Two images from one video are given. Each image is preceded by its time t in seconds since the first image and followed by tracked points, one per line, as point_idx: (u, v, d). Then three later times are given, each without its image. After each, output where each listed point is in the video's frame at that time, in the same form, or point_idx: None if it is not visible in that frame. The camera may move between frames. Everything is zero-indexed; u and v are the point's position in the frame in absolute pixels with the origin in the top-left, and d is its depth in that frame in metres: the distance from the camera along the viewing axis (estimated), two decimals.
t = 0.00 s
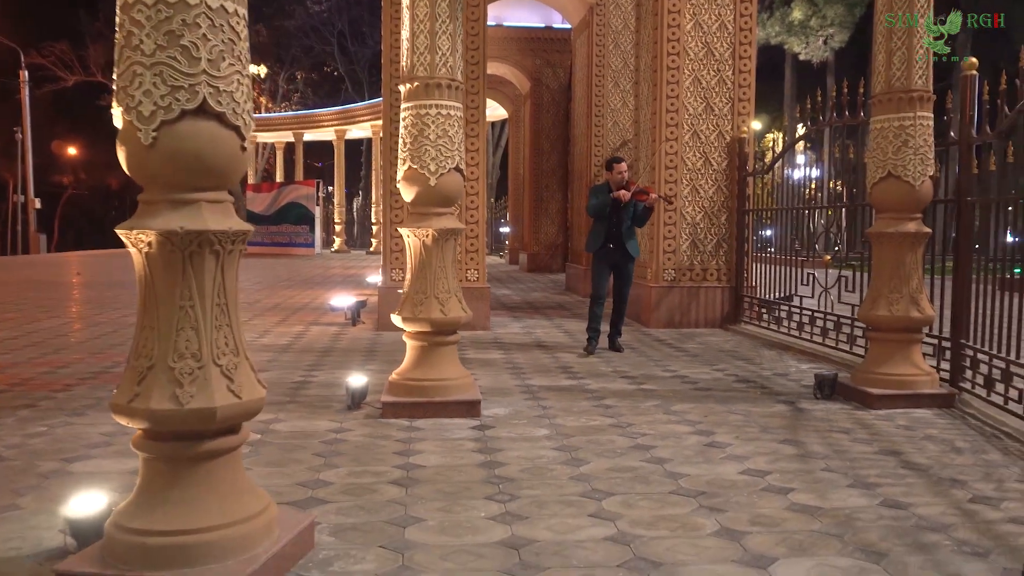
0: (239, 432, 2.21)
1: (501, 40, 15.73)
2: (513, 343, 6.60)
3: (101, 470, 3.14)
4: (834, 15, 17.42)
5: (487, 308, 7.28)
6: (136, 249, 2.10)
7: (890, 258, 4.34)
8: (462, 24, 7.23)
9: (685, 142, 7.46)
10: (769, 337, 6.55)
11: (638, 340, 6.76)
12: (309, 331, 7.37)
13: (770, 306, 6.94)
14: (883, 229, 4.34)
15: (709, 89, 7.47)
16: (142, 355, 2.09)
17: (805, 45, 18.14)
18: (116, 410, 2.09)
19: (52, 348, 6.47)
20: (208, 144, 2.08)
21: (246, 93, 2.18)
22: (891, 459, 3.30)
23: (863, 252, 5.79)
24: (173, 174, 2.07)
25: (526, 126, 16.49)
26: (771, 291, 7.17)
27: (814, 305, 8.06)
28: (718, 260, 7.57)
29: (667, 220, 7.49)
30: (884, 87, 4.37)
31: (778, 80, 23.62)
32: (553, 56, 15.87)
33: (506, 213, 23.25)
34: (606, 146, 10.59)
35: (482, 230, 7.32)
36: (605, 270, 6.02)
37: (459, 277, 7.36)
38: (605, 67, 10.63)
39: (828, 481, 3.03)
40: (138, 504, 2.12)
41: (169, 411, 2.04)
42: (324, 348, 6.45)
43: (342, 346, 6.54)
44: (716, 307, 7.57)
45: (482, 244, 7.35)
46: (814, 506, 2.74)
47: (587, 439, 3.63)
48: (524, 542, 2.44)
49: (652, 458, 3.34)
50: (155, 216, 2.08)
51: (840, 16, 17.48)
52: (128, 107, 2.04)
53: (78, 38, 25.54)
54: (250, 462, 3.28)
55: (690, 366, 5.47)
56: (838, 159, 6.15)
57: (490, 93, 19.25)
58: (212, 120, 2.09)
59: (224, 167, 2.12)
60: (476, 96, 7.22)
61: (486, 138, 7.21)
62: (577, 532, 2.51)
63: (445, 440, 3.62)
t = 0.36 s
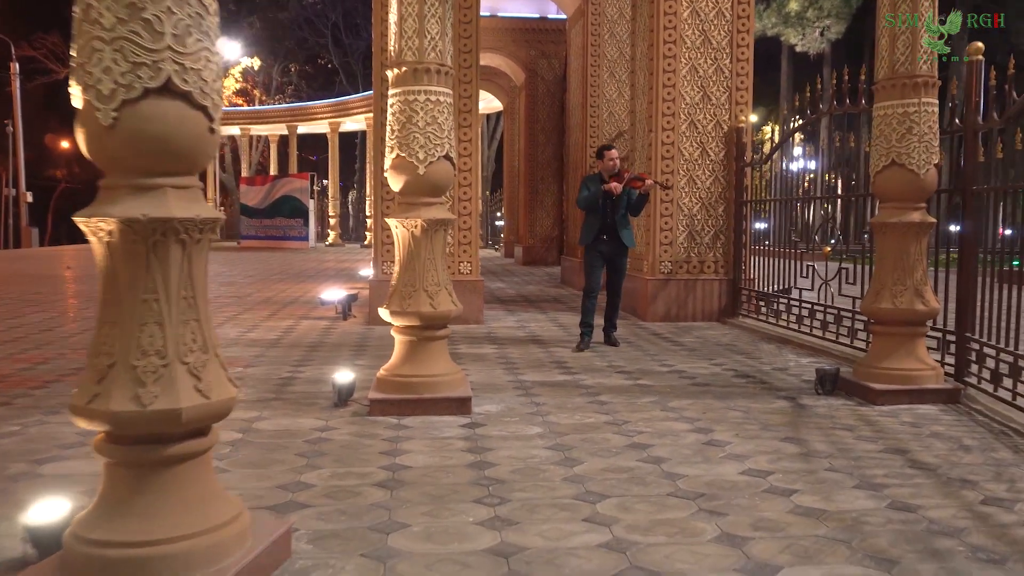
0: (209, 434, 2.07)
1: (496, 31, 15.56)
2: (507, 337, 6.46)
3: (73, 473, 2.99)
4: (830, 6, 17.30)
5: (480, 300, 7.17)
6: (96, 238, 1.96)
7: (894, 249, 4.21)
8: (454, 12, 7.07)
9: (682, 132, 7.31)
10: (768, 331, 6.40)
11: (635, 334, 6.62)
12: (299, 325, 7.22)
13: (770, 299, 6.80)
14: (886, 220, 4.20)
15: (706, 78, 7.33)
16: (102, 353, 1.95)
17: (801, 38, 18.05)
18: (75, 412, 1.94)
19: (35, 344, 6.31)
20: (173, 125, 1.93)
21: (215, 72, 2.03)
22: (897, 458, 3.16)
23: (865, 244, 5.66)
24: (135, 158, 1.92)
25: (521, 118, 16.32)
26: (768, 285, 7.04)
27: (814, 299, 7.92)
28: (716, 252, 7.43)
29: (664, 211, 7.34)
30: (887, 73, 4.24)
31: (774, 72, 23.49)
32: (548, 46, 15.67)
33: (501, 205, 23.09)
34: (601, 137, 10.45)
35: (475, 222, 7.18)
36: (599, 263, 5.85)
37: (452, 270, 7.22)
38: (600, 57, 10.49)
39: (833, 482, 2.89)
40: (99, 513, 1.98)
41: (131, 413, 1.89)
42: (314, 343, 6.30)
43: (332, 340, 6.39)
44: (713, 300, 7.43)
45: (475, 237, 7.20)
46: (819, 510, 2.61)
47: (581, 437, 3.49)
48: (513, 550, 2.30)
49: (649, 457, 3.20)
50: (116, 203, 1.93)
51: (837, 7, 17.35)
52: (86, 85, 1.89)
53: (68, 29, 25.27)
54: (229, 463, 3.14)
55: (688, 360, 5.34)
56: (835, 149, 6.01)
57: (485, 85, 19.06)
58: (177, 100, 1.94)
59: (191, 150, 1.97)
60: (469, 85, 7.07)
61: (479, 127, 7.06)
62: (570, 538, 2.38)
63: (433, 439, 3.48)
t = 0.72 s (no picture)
0: (161, 453, 1.88)
1: (491, 23, 15.33)
2: (500, 336, 6.27)
3: (31, 486, 2.80)
4: None
5: (473, 298, 6.96)
6: (33, 237, 1.77)
7: (902, 245, 4.02)
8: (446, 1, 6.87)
9: (680, 124, 7.12)
10: (769, 328, 6.22)
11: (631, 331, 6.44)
12: (287, 323, 7.03)
13: (771, 295, 6.62)
14: (894, 213, 4.02)
15: (704, 69, 7.14)
16: (40, 364, 1.76)
17: (799, 31, 17.86)
18: (10, 429, 1.76)
19: (13, 344, 6.11)
20: (115, 109, 1.73)
21: (167, 52, 1.84)
22: (909, 467, 2.99)
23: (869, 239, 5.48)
24: (75, 146, 1.72)
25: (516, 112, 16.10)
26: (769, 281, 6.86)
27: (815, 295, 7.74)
28: (715, 248, 7.24)
29: (661, 206, 7.14)
30: (895, 60, 4.04)
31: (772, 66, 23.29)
32: (544, 39, 15.43)
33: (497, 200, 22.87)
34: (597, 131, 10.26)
35: (468, 217, 6.98)
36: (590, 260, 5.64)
37: (444, 267, 7.01)
38: (595, 49, 10.30)
39: (842, 493, 2.71)
40: (37, 540, 1.79)
41: (70, 430, 1.71)
42: (301, 342, 6.11)
43: (319, 339, 6.20)
44: (712, 297, 7.24)
45: (468, 232, 7.01)
46: (828, 526, 2.43)
47: (574, 444, 3.31)
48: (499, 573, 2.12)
49: (646, 466, 3.02)
50: (55, 196, 1.74)
51: None
52: (19, 66, 1.70)
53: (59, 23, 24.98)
54: (199, 474, 2.95)
55: (685, 360, 5.16)
56: (837, 141, 5.82)
57: (480, 79, 18.84)
58: (122, 82, 1.74)
59: (137, 138, 1.77)
60: (460, 76, 6.88)
61: (471, 119, 6.88)
62: (561, 560, 2.20)
63: (418, 447, 3.30)
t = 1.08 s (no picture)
0: (64, 507, 1.58)
1: (485, 16, 15.00)
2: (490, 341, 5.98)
3: None
4: None
5: (463, 300, 6.66)
6: None
7: (919, 247, 3.72)
8: None
9: (678, 119, 6.82)
10: (773, 332, 5.91)
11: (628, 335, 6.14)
12: (268, 327, 6.73)
13: (774, 297, 6.32)
14: (910, 212, 3.72)
15: (704, 60, 6.83)
16: None
17: (797, 24, 17.56)
18: None
19: None
20: (5, 92, 1.42)
21: (68, 26, 1.52)
22: (935, 496, 2.69)
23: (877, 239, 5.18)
24: None
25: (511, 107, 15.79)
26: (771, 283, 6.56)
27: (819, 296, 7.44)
28: (715, 247, 6.94)
29: (659, 204, 6.85)
30: (911, 47, 3.74)
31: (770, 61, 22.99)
32: (540, 32, 15.09)
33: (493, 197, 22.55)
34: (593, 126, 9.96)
35: (457, 216, 6.68)
36: (577, 260, 5.31)
37: (432, 268, 6.71)
38: (592, 42, 9.99)
39: (863, 530, 2.41)
40: None
41: None
42: (280, 348, 5.81)
43: (300, 345, 5.90)
44: (712, 299, 6.94)
45: (457, 231, 6.70)
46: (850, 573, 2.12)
47: (564, 469, 3.01)
48: None
49: (643, 496, 2.72)
50: None
51: None
52: None
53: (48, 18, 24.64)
54: (145, 507, 2.64)
55: (685, 368, 4.86)
56: (843, 135, 5.52)
57: (474, 74, 18.51)
58: (7, 60, 1.42)
59: (27, 128, 1.45)
60: (449, 68, 6.58)
61: (460, 113, 6.59)
62: None
63: (392, 472, 3.00)
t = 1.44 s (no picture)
0: None
1: (482, 15, 14.64)
2: (480, 356, 5.63)
3: None
4: None
5: (454, 312, 6.31)
6: None
7: (950, 262, 3.37)
8: None
9: (681, 120, 6.46)
10: (782, 347, 5.56)
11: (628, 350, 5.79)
12: (249, 340, 6.38)
13: (783, 310, 6.02)
14: (940, 225, 3.35)
15: (709, 58, 6.47)
16: None
17: (800, 24, 17.20)
18: None
19: None
20: None
21: None
22: (983, 558, 2.32)
23: (896, 249, 4.84)
24: None
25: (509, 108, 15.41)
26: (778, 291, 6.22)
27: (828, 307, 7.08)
28: (720, 256, 6.58)
29: (660, 210, 6.49)
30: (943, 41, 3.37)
31: (772, 61, 22.62)
32: (538, 31, 14.72)
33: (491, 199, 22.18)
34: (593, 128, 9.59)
35: (448, 223, 6.31)
36: (573, 272, 4.94)
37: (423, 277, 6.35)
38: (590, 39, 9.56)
39: None
40: None
41: None
42: (258, 365, 5.46)
43: (280, 361, 5.55)
44: (717, 311, 6.57)
45: (448, 239, 6.34)
46: None
47: (556, 519, 2.64)
48: None
49: (645, 556, 2.35)
50: None
51: None
52: None
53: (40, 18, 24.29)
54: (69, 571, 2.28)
55: (690, 389, 4.50)
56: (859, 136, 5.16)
57: (472, 74, 18.15)
58: None
59: None
60: (439, 67, 6.23)
61: (450, 115, 6.23)
62: None
63: (361, 523, 2.63)
